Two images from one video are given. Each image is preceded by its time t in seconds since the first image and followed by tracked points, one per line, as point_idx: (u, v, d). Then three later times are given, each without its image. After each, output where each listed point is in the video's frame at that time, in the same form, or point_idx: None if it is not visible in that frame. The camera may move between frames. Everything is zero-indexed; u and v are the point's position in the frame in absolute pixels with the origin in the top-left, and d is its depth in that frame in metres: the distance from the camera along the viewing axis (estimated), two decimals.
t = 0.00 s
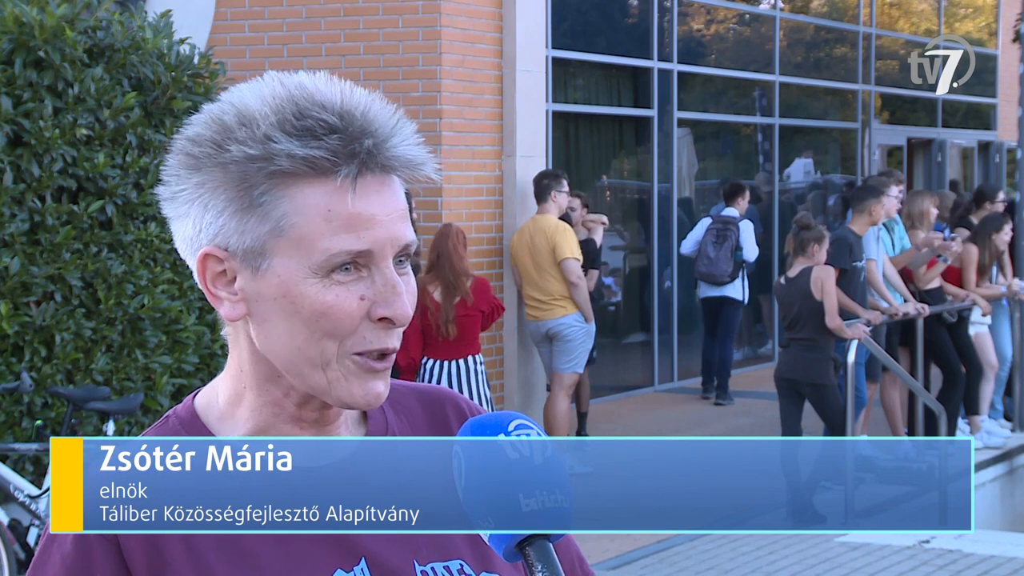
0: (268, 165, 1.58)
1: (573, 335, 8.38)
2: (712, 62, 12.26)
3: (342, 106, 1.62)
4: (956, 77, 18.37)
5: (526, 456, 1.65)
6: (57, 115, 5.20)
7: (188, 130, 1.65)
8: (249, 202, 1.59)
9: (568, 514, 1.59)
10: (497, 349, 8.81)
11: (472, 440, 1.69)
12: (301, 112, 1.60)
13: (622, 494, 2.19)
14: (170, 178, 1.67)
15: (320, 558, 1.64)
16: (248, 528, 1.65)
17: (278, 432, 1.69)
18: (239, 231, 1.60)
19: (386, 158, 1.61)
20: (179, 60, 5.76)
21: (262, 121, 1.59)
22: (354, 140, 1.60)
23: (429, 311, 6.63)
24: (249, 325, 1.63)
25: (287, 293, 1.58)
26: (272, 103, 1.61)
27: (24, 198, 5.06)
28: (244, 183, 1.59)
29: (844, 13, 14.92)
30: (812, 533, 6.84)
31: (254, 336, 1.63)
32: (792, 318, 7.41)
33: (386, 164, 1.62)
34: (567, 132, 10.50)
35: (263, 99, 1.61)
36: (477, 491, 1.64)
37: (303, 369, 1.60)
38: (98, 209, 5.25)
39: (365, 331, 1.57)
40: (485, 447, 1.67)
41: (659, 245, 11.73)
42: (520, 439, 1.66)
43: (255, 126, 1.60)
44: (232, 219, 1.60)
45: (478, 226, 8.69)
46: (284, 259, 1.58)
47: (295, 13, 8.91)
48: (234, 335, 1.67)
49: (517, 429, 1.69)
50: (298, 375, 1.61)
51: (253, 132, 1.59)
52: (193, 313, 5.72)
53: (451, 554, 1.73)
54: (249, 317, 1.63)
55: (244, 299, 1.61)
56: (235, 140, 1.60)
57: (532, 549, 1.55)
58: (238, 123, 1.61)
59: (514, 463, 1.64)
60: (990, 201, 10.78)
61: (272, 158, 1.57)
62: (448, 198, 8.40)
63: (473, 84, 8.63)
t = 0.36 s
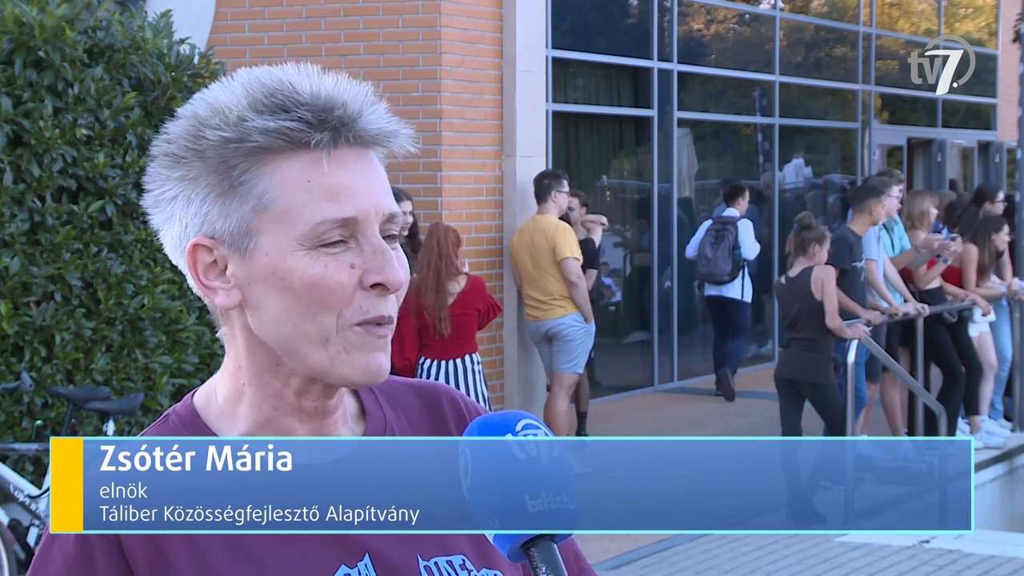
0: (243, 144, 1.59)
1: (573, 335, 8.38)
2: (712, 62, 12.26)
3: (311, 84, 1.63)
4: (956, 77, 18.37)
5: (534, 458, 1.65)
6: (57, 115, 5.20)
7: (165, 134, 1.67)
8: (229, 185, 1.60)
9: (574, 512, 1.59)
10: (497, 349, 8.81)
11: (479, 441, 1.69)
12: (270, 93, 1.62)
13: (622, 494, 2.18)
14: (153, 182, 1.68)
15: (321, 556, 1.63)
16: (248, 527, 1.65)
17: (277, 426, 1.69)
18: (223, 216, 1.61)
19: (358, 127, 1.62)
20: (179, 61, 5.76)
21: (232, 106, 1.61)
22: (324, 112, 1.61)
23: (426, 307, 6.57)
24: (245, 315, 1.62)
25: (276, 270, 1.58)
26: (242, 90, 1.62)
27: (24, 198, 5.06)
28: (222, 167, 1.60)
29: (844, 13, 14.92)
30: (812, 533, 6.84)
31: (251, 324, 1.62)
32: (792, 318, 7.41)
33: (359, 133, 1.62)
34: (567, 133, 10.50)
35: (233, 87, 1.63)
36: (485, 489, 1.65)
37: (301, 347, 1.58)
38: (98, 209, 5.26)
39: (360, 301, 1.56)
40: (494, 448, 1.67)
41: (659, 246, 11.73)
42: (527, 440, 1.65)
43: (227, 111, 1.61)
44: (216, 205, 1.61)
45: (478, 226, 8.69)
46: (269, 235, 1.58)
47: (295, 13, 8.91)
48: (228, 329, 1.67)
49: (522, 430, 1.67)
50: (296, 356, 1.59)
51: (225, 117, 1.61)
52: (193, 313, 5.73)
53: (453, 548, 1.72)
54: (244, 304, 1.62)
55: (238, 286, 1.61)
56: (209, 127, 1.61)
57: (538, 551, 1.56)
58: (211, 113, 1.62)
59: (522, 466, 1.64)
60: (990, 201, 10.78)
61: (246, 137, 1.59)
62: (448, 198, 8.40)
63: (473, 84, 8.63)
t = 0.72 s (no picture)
0: (250, 158, 1.56)
1: (573, 335, 8.37)
2: (712, 62, 12.26)
3: (324, 98, 1.60)
4: (956, 77, 18.37)
5: (517, 479, 1.63)
6: (57, 115, 5.21)
7: (170, 132, 1.64)
8: (233, 196, 1.58)
9: (560, 537, 1.62)
10: (497, 349, 8.81)
11: (458, 467, 1.68)
12: (281, 105, 1.59)
13: (622, 495, 2.24)
14: (155, 180, 1.66)
15: (317, 559, 1.63)
16: (248, 527, 1.65)
17: (275, 428, 1.68)
18: (225, 227, 1.59)
19: (367, 148, 1.60)
20: (180, 60, 5.76)
21: (243, 115, 1.58)
22: (335, 131, 1.58)
23: (422, 306, 6.61)
24: (241, 321, 1.62)
25: (274, 285, 1.57)
26: (253, 98, 1.59)
27: (24, 198, 5.06)
28: (228, 177, 1.58)
29: (844, 13, 14.92)
30: (812, 533, 6.84)
31: (246, 331, 1.61)
32: (792, 318, 7.40)
33: (367, 154, 1.60)
34: (567, 133, 10.49)
35: (244, 95, 1.60)
36: (467, 510, 1.63)
37: (294, 363, 1.58)
38: (98, 209, 5.26)
39: (355, 322, 1.56)
40: (473, 471, 1.66)
41: (659, 245, 11.73)
42: (511, 469, 1.64)
43: (237, 121, 1.58)
44: (218, 215, 1.59)
45: (478, 227, 8.69)
46: (270, 250, 1.57)
47: (295, 13, 8.91)
48: (227, 334, 1.66)
49: (506, 455, 1.66)
50: (292, 369, 1.58)
51: (235, 127, 1.58)
52: (194, 313, 5.72)
53: (448, 552, 1.71)
54: (240, 313, 1.61)
55: (235, 296, 1.60)
56: (218, 136, 1.58)
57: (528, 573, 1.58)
58: (220, 120, 1.59)
59: (505, 487, 1.62)
60: (990, 201, 10.78)
61: (254, 150, 1.56)
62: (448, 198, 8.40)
63: (473, 84, 8.63)
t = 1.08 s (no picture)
0: (242, 147, 1.57)
1: (573, 335, 8.38)
2: (712, 62, 12.26)
3: (311, 86, 1.61)
4: (956, 77, 18.37)
5: (523, 474, 1.64)
6: (57, 115, 5.21)
7: (160, 131, 1.65)
8: (227, 187, 1.59)
9: (566, 533, 1.58)
10: (497, 349, 8.81)
11: (463, 463, 1.68)
12: (270, 95, 1.59)
13: (624, 495, 2.19)
14: (148, 180, 1.67)
15: (319, 557, 1.62)
16: (248, 527, 1.64)
17: (275, 423, 1.68)
18: (220, 219, 1.60)
19: (355, 132, 1.60)
20: (179, 61, 5.76)
21: (231, 107, 1.59)
22: (323, 117, 1.58)
23: (420, 304, 6.62)
24: (239, 313, 1.62)
25: (271, 274, 1.57)
26: (241, 90, 1.60)
27: (24, 198, 5.06)
28: (221, 169, 1.58)
29: (844, 13, 14.91)
30: (812, 533, 6.83)
31: (245, 323, 1.61)
32: (792, 318, 7.40)
33: (356, 138, 1.60)
34: (567, 133, 10.49)
35: (231, 88, 1.60)
36: (471, 510, 1.63)
37: (294, 351, 1.58)
38: (98, 209, 5.25)
39: (351, 306, 1.57)
40: (477, 470, 1.66)
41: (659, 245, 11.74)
42: (518, 464, 1.64)
43: (227, 113, 1.59)
44: (214, 207, 1.60)
45: (478, 227, 8.69)
46: (266, 239, 1.57)
47: (295, 13, 8.91)
48: (226, 329, 1.67)
49: (513, 450, 1.66)
50: (289, 358, 1.60)
51: (224, 119, 1.58)
52: (194, 313, 5.72)
53: (452, 548, 1.72)
54: (239, 305, 1.62)
55: (233, 288, 1.61)
56: (208, 128, 1.59)
57: (531, 568, 1.55)
58: (209, 113, 1.60)
59: (510, 482, 1.63)
60: (989, 201, 10.80)
61: (244, 140, 1.57)
62: (448, 198, 8.41)
63: (473, 84, 8.63)
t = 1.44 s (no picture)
0: (223, 139, 1.55)
1: (573, 335, 8.38)
2: (712, 62, 12.26)
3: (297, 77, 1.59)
4: (956, 76, 18.37)
5: (507, 478, 1.63)
6: (57, 115, 5.21)
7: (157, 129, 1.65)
8: (211, 179, 1.57)
9: (551, 535, 1.61)
10: (497, 349, 8.81)
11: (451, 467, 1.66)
12: (255, 87, 1.58)
13: (623, 494, 2.22)
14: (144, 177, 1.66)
15: (317, 557, 1.62)
16: (248, 527, 1.64)
17: (269, 424, 1.67)
18: (205, 211, 1.58)
19: (339, 121, 1.57)
20: (179, 61, 5.76)
21: (218, 99, 1.57)
22: (306, 107, 1.56)
23: (420, 303, 6.62)
24: (227, 306, 1.59)
25: (251, 266, 1.54)
26: (230, 83, 1.59)
27: (24, 198, 5.05)
28: (205, 161, 1.57)
29: (844, 13, 14.91)
30: (812, 534, 6.84)
31: (232, 315, 1.58)
32: (792, 318, 7.39)
33: (341, 127, 1.57)
34: (567, 132, 10.49)
35: (220, 80, 1.60)
36: (458, 511, 1.63)
37: (280, 343, 1.54)
38: (98, 209, 5.25)
39: (338, 298, 1.52)
40: (463, 474, 1.65)
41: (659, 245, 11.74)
42: (502, 468, 1.63)
43: (213, 105, 1.58)
44: (199, 200, 1.58)
45: (478, 227, 8.69)
46: (246, 232, 1.55)
47: (295, 13, 8.92)
48: (222, 323, 1.65)
49: (497, 455, 1.65)
50: (277, 352, 1.55)
51: (210, 110, 1.58)
52: (194, 313, 5.72)
53: (449, 551, 1.69)
54: (226, 299, 1.59)
55: (219, 281, 1.58)
56: (195, 121, 1.58)
57: (518, 571, 1.56)
58: (197, 106, 1.59)
59: (495, 486, 1.61)
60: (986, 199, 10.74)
61: (226, 131, 1.55)
62: (448, 198, 8.41)
63: (473, 84, 8.63)
